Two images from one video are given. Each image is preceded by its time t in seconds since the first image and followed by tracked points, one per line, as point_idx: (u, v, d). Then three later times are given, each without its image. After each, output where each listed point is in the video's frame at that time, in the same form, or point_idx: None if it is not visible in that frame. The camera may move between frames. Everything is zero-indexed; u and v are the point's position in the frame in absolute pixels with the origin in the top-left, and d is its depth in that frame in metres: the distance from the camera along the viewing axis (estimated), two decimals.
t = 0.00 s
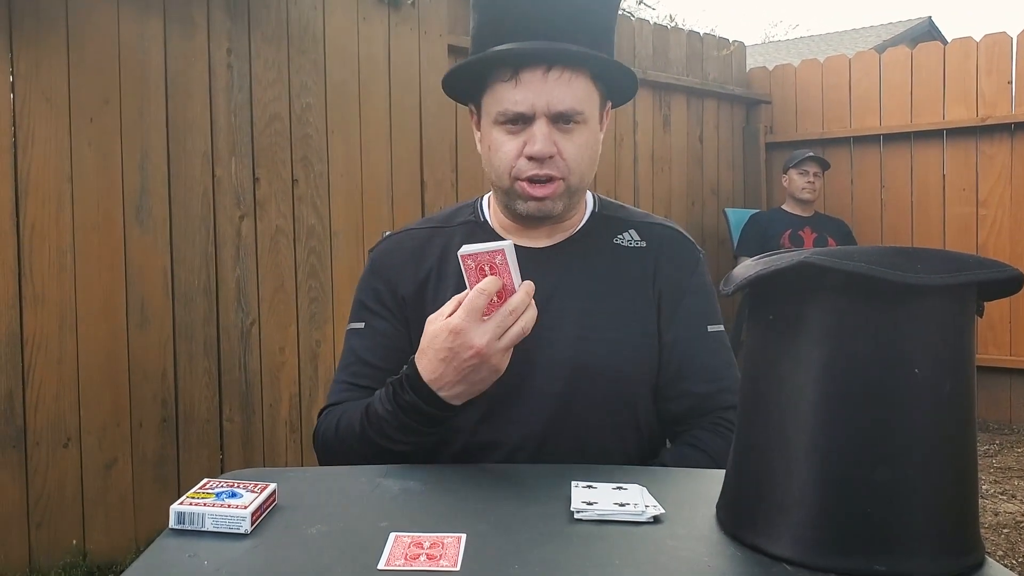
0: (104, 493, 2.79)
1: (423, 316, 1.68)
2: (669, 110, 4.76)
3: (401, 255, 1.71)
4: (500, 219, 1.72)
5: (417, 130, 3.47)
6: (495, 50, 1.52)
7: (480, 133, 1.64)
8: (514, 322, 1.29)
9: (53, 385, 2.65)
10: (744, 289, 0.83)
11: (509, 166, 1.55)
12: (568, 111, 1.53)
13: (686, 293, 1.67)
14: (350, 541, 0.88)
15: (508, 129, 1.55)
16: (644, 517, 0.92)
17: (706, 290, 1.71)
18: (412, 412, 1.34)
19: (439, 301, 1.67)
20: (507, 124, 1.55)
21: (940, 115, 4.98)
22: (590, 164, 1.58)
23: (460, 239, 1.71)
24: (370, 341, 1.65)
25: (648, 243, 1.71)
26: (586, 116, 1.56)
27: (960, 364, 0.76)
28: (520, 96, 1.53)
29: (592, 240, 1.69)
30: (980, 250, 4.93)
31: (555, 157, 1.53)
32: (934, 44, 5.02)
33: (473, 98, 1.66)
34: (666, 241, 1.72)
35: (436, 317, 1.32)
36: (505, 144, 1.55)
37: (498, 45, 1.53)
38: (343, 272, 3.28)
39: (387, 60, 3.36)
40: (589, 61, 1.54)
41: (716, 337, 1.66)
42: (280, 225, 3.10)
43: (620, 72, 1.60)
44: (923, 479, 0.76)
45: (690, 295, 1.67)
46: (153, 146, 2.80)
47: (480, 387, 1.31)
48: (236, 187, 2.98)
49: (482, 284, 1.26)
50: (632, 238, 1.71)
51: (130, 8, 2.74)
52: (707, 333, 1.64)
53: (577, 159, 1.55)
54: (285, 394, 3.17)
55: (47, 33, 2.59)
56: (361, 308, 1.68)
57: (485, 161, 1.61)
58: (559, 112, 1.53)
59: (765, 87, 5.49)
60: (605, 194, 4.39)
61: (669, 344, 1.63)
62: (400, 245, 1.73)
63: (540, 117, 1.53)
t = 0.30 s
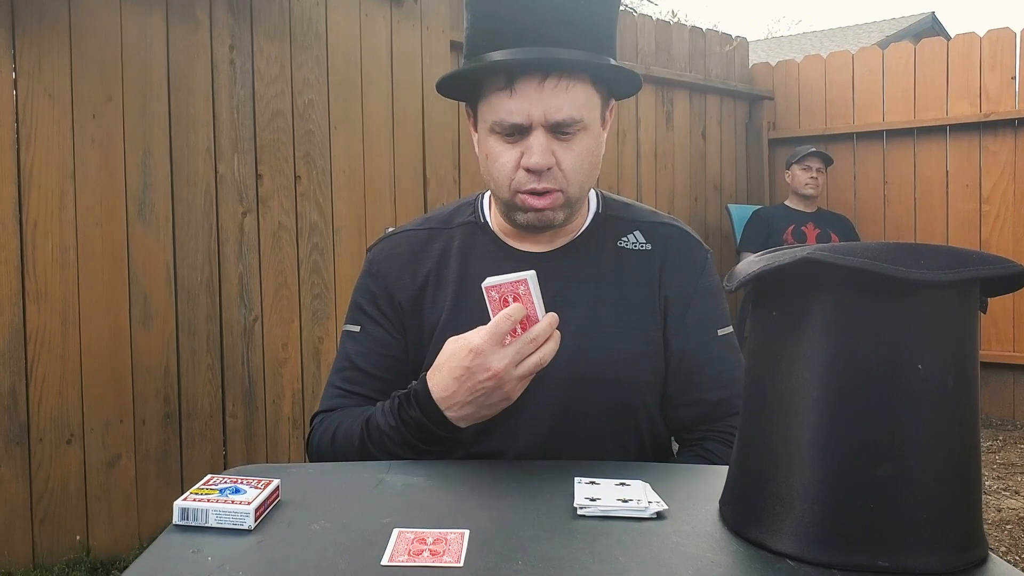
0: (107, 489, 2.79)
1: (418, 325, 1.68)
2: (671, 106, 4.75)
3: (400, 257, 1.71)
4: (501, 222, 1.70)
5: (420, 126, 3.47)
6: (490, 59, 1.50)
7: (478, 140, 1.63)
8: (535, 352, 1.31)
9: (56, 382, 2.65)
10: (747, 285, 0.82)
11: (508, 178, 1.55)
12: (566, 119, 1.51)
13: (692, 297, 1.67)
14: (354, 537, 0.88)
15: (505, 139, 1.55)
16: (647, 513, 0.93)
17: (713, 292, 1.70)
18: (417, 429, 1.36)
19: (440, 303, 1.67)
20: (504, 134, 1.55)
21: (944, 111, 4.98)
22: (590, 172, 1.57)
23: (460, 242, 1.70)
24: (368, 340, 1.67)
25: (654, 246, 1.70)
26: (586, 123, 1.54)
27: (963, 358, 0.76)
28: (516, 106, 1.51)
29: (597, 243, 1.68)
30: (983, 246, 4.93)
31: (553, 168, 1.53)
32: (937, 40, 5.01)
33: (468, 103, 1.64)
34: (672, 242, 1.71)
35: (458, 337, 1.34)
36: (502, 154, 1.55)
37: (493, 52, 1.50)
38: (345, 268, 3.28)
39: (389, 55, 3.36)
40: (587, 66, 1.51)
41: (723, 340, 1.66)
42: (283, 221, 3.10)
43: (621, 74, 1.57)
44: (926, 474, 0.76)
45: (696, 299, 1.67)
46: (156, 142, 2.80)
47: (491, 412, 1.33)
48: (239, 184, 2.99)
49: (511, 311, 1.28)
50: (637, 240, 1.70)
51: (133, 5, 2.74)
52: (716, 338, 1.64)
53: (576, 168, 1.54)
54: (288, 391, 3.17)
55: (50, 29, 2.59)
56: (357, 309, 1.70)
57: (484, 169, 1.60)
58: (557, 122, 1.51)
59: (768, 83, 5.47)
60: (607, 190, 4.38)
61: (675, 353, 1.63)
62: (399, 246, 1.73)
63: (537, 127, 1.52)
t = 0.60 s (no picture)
0: (111, 486, 2.80)
1: (422, 325, 1.68)
2: (674, 103, 4.74)
3: (404, 256, 1.71)
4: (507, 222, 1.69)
5: (423, 123, 3.46)
6: (495, 64, 1.48)
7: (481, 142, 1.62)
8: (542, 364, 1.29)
9: (58, 379, 2.66)
10: (750, 282, 0.82)
11: (511, 183, 1.55)
12: (571, 125, 1.51)
13: (701, 296, 1.67)
14: (357, 534, 0.88)
15: (509, 144, 1.54)
16: (649, 511, 0.93)
17: (720, 290, 1.70)
18: (410, 420, 1.37)
19: (446, 301, 1.67)
20: (508, 139, 1.54)
21: (947, 108, 4.97)
22: (595, 176, 1.57)
23: (464, 240, 1.70)
24: (371, 338, 1.67)
25: (662, 244, 1.69)
26: (591, 128, 1.53)
27: (966, 354, 0.76)
28: (519, 112, 1.50)
29: (604, 242, 1.67)
30: (987, 243, 4.93)
31: (557, 173, 1.52)
32: (941, 36, 4.99)
33: (472, 104, 1.63)
34: (679, 240, 1.71)
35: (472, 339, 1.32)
36: (506, 158, 1.54)
37: (497, 57, 1.49)
38: (349, 265, 3.27)
39: (392, 52, 3.35)
40: (591, 71, 1.50)
41: (731, 339, 1.66)
42: (285, 218, 3.10)
43: (626, 78, 1.56)
44: (929, 470, 0.75)
45: (705, 298, 1.67)
46: (158, 139, 2.80)
47: (487, 417, 1.32)
48: (242, 181, 2.99)
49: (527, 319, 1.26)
50: (645, 238, 1.69)
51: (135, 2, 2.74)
52: (723, 337, 1.65)
53: (580, 173, 1.54)
54: (290, 388, 3.17)
55: (52, 26, 2.60)
56: (362, 308, 1.70)
57: (487, 171, 1.60)
58: (561, 127, 1.51)
59: (771, 80, 5.45)
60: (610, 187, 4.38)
61: (682, 353, 1.63)
62: (404, 244, 1.72)
63: (540, 132, 1.51)
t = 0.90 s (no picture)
0: (114, 481, 2.81)
1: (424, 319, 1.68)
2: (677, 98, 4.74)
3: (405, 252, 1.70)
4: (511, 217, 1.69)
5: (426, 119, 3.46)
6: (501, 61, 1.47)
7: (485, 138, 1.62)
8: (508, 411, 1.24)
9: (61, 375, 2.67)
10: (754, 278, 0.82)
11: (515, 181, 1.54)
12: (576, 123, 1.50)
13: (706, 292, 1.67)
14: (361, 530, 0.88)
15: (513, 141, 1.54)
16: (652, 507, 0.92)
17: (725, 286, 1.70)
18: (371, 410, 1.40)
19: (448, 296, 1.66)
20: (512, 136, 1.53)
21: (951, 104, 4.95)
22: (599, 174, 1.57)
23: (466, 234, 1.70)
24: (373, 335, 1.67)
25: (667, 239, 1.69)
26: (595, 126, 1.53)
27: (969, 350, 0.76)
28: (524, 109, 1.50)
29: (607, 238, 1.67)
30: (991, 239, 4.92)
31: (562, 171, 1.52)
32: (944, 33, 4.98)
33: (477, 100, 1.62)
34: (684, 236, 1.70)
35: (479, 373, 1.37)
36: (509, 156, 1.54)
37: (502, 54, 1.48)
38: (351, 261, 3.27)
39: (395, 47, 3.34)
40: (596, 69, 1.49)
41: (736, 335, 1.66)
42: (288, 214, 3.10)
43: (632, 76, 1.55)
44: (933, 467, 0.75)
45: (710, 294, 1.67)
46: (161, 135, 2.80)
47: (434, 430, 1.28)
48: (244, 177, 2.99)
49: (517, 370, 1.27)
50: (650, 234, 1.69)
51: None
52: (727, 332, 1.64)
53: (584, 171, 1.54)
54: (293, 384, 3.17)
55: (55, 22, 2.60)
56: (363, 304, 1.70)
57: (491, 168, 1.60)
58: (566, 125, 1.50)
59: (775, 75, 5.43)
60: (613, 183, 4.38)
61: (687, 349, 1.63)
62: (405, 239, 1.72)
63: (545, 130, 1.51)
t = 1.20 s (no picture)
0: (116, 478, 2.81)
1: (425, 319, 1.68)
2: (679, 96, 4.73)
3: (405, 253, 1.71)
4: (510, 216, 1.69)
5: (428, 117, 3.46)
6: (501, 64, 1.47)
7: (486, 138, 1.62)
8: (477, 427, 1.16)
9: (64, 372, 2.68)
10: (755, 276, 0.82)
11: (515, 182, 1.55)
12: (576, 125, 1.51)
13: (707, 291, 1.67)
14: (362, 527, 0.89)
15: (514, 143, 1.54)
16: (654, 505, 0.93)
17: (726, 285, 1.70)
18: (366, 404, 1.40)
19: (449, 296, 1.67)
20: (513, 138, 1.54)
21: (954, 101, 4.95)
22: (600, 174, 1.57)
23: (468, 233, 1.70)
24: (374, 333, 1.68)
25: (667, 239, 1.69)
26: (597, 127, 1.53)
27: (971, 348, 0.76)
28: (524, 112, 1.50)
29: (608, 237, 1.67)
30: (993, 237, 4.92)
31: (563, 174, 1.53)
32: (946, 31, 4.97)
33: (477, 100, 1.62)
34: (685, 235, 1.70)
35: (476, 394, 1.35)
36: (510, 158, 1.54)
37: (503, 56, 1.48)
38: (354, 259, 3.27)
39: (397, 45, 3.34)
40: (597, 71, 1.49)
41: (737, 334, 1.66)
42: (290, 212, 3.10)
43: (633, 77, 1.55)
44: (934, 464, 0.75)
45: (710, 293, 1.67)
46: (163, 132, 2.80)
47: (408, 415, 1.28)
48: (247, 174, 2.99)
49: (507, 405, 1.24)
50: (650, 233, 1.69)
51: None
52: (727, 331, 1.65)
53: (585, 173, 1.54)
54: (296, 381, 3.17)
55: (58, 21, 2.61)
56: (365, 303, 1.70)
57: (492, 169, 1.61)
58: (566, 127, 1.51)
59: (777, 73, 5.42)
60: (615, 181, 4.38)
61: (688, 348, 1.63)
62: (406, 238, 1.72)
63: (545, 133, 1.51)
